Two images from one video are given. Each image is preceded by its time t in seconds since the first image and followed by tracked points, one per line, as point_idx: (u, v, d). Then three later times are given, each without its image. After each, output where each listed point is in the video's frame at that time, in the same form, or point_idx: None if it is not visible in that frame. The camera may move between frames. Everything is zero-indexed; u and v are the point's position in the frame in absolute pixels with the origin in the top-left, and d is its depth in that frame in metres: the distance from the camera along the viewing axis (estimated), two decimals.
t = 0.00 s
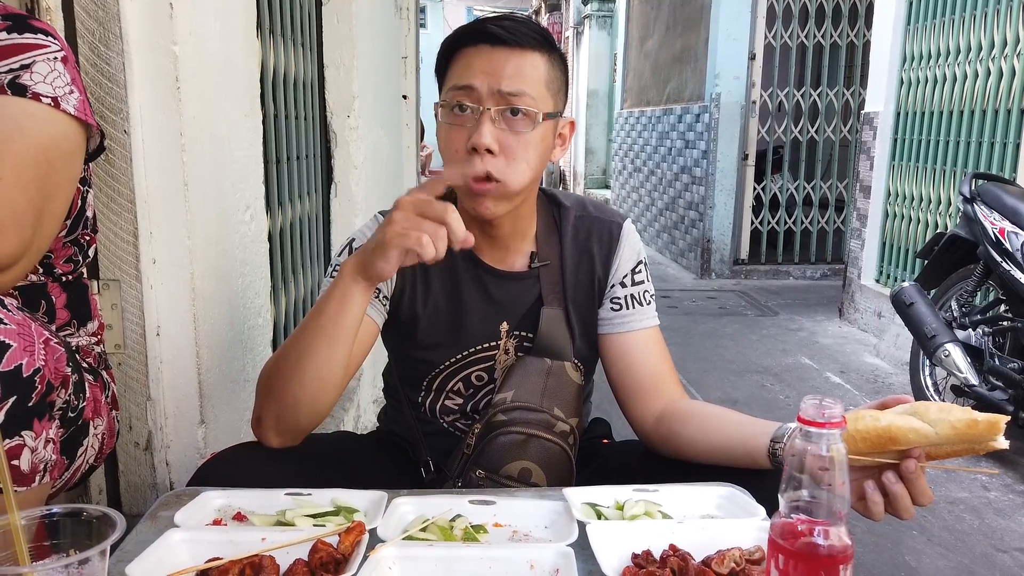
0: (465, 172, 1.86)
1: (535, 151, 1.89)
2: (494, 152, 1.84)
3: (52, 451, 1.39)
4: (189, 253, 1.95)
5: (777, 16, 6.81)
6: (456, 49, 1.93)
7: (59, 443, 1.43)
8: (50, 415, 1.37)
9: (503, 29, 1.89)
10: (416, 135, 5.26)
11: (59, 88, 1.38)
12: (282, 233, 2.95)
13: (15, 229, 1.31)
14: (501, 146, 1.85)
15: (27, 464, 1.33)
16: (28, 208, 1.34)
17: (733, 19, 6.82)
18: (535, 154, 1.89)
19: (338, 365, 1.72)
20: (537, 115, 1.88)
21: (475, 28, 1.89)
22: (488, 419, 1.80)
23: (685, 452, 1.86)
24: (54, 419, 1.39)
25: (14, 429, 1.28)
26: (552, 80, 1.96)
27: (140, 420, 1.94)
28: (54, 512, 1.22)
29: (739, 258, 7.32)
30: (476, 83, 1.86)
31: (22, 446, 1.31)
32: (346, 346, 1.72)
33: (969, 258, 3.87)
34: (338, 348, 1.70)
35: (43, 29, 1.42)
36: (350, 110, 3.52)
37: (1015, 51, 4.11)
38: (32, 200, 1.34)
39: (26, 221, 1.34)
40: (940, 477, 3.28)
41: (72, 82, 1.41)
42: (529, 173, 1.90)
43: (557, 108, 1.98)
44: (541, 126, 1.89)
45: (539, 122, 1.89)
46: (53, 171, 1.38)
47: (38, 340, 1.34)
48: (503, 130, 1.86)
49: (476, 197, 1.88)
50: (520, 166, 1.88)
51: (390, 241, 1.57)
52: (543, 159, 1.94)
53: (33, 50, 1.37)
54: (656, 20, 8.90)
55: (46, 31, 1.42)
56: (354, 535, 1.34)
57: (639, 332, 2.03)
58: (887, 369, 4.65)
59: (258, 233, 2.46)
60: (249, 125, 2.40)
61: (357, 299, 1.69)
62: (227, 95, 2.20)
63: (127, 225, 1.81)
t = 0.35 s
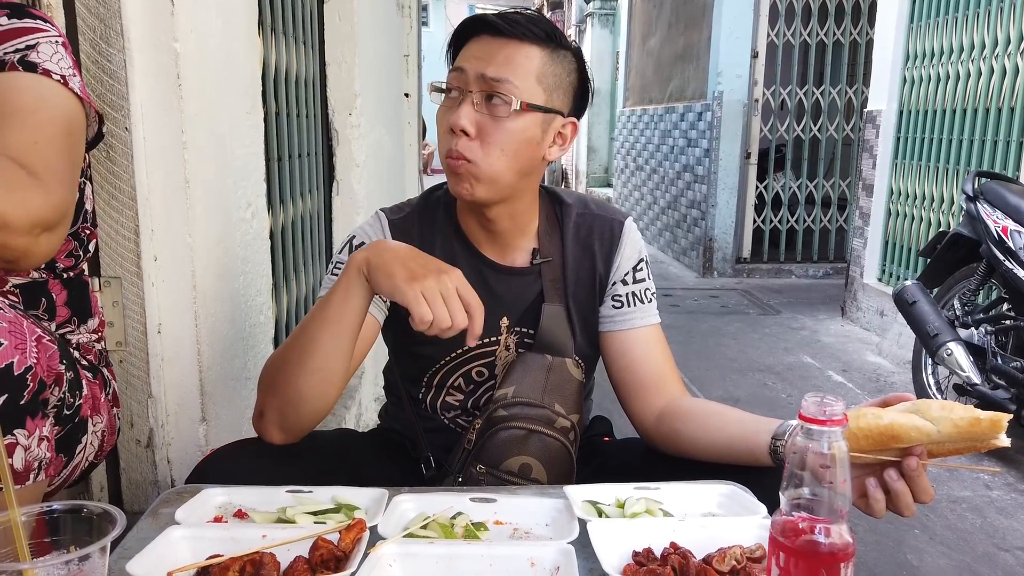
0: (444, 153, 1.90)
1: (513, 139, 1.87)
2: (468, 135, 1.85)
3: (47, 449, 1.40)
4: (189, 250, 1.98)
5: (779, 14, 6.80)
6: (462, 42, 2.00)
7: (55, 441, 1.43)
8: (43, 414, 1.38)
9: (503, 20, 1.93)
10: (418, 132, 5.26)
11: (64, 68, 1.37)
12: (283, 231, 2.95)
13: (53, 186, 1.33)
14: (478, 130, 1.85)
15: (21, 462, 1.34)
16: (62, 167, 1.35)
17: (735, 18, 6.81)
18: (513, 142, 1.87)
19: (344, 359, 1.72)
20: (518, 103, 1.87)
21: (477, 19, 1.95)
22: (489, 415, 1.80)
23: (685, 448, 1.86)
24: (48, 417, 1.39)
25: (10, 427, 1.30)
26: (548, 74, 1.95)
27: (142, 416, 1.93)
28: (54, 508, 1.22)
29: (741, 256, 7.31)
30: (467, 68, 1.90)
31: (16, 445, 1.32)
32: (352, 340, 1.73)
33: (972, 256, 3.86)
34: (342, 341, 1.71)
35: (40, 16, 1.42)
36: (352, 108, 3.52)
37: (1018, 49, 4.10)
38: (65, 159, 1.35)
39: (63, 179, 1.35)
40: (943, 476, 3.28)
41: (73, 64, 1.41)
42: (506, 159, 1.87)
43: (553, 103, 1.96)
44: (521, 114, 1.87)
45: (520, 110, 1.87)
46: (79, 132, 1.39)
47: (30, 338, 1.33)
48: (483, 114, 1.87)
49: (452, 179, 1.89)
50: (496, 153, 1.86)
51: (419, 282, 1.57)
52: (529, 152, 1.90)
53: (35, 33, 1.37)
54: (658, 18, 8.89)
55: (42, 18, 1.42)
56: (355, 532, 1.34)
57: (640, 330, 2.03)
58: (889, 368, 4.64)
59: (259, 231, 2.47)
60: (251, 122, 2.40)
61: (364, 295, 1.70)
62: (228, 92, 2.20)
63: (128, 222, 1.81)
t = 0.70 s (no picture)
0: (451, 174, 1.89)
1: (523, 161, 1.87)
2: (478, 161, 1.83)
3: (45, 447, 1.40)
4: (192, 248, 1.97)
5: (782, 12, 6.79)
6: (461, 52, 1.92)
7: (53, 439, 1.43)
8: (41, 412, 1.38)
9: (507, 35, 1.85)
10: (420, 131, 5.26)
11: (68, 61, 1.38)
12: (285, 230, 2.95)
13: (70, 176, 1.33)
14: (488, 155, 1.84)
15: (19, 460, 1.34)
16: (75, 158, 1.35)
17: (737, 16, 6.80)
18: (524, 164, 1.87)
19: (335, 343, 1.74)
20: (527, 127, 1.85)
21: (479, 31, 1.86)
22: (492, 413, 1.80)
23: (686, 449, 1.86)
24: (45, 416, 1.39)
25: (7, 426, 1.30)
26: (553, 88, 1.91)
27: (144, 414, 1.93)
28: (56, 506, 1.22)
29: (743, 255, 7.30)
30: (472, 89, 1.84)
31: (13, 443, 1.32)
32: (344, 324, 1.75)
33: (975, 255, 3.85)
34: (334, 326, 1.73)
35: (40, 11, 1.42)
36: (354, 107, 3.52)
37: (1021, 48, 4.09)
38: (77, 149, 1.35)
39: (76, 169, 1.35)
40: (946, 475, 3.27)
41: (76, 58, 1.41)
42: (515, 182, 1.88)
43: (558, 115, 1.94)
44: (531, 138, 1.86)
45: (529, 133, 1.85)
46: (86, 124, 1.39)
47: (26, 336, 1.33)
48: (491, 139, 1.84)
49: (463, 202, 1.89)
50: (506, 177, 1.87)
51: (409, 262, 1.60)
52: (536, 169, 1.91)
53: (37, 28, 1.37)
54: (661, 17, 8.88)
55: (43, 12, 1.42)
56: (357, 530, 1.34)
57: (642, 330, 2.03)
58: (892, 367, 4.64)
59: (261, 229, 2.47)
60: (253, 120, 2.40)
61: (355, 278, 1.73)
62: (230, 91, 2.20)
63: (129, 220, 1.81)
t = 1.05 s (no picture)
0: (474, 172, 1.88)
1: (546, 149, 1.92)
2: (509, 154, 1.85)
3: (48, 447, 1.41)
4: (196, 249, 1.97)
5: (785, 11, 6.78)
6: (461, 51, 1.92)
7: (58, 439, 1.44)
8: (44, 413, 1.39)
9: (509, 27, 1.89)
10: (423, 131, 5.26)
11: (66, 59, 1.39)
12: (288, 230, 2.96)
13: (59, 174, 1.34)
14: (516, 147, 1.86)
15: (23, 460, 1.36)
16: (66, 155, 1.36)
17: (740, 16, 6.79)
18: (547, 151, 1.92)
19: (331, 342, 1.75)
20: (547, 114, 1.90)
21: (481, 27, 1.89)
22: (493, 418, 1.80)
23: (689, 450, 1.86)
24: (49, 416, 1.40)
25: (10, 427, 1.31)
26: (557, 74, 1.96)
27: (148, 414, 1.95)
28: (61, 505, 1.23)
29: (746, 255, 7.29)
30: (488, 87, 1.86)
31: (16, 444, 1.33)
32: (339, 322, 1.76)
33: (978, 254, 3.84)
34: (329, 324, 1.74)
35: (41, 9, 1.44)
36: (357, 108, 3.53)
37: None
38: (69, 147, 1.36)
39: (67, 167, 1.36)
40: (949, 475, 3.27)
41: (75, 57, 1.42)
42: (540, 171, 1.92)
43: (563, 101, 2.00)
44: (551, 125, 1.91)
45: (550, 120, 1.91)
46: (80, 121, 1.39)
47: (29, 337, 1.34)
48: (517, 131, 1.87)
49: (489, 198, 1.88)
50: (534, 165, 1.90)
51: (399, 259, 1.61)
52: (553, 154, 1.97)
53: (36, 26, 1.38)
54: (663, 16, 8.88)
55: (44, 11, 1.44)
56: (359, 529, 1.35)
57: (644, 330, 2.04)
58: (895, 367, 4.63)
59: (264, 230, 2.48)
60: (256, 121, 2.41)
61: (348, 277, 1.74)
62: (233, 93, 2.22)
63: (134, 220, 1.82)
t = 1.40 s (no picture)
0: (467, 157, 1.89)
1: (538, 133, 1.92)
2: (501, 137, 1.85)
3: (49, 448, 1.41)
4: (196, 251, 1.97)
5: (785, 11, 6.78)
6: (450, 43, 1.94)
7: (58, 440, 1.44)
8: (44, 414, 1.38)
9: (497, 16, 1.91)
10: (423, 131, 5.26)
11: (72, 64, 1.39)
12: (289, 229, 2.95)
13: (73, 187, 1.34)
14: (509, 132, 1.87)
15: (23, 462, 1.35)
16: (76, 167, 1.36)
17: (741, 15, 6.78)
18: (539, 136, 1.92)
19: (340, 347, 1.74)
20: (537, 99, 1.91)
21: (470, 18, 1.90)
22: (492, 408, 1.80)
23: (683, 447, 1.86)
24: (48, 418, 1.40)
25: (10, 428, 1.30)
26: (547, 65, 1.98)
27: (149, 414, 1.95)
28: (60, 506, 1.22)
29: (746, 255, 7.29)
30: (477, 74, 1.88)
31: (16, 445, 1.33)
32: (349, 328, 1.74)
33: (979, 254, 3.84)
34: (339, 329, 1.73)
35: (43, 12, 1.43)
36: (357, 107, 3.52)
37: None
38: (78, 158, 1.36)
39: (78, 179, 1.36)
40: (950, 475, 3.26)
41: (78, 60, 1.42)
42: (534, 155, 1.92)
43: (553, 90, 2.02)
44: (541, 109, 1.92)
45: (540, 104, 1.92)
46: (85, 131, 1.40)
47: (28, 338, 1.34)
48: (508, 116, 1.88)
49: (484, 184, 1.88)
50: (528, 150, 1.90)
51: (410, 262, 1.58)
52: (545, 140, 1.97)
53: (40, 30, 1.38)
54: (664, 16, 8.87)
55: (46, 14, 1.43)
56: (360, 530, 1.35)
57: (643, 328, 2.03)
58: (895, 366, 4.63)
59: (265, 230, 2.47)
60: (257, 121, 2.41)
61: (358, 283, 1.72)
62: (234, 93, 2.21)
63: (134, 221, 1.82)
